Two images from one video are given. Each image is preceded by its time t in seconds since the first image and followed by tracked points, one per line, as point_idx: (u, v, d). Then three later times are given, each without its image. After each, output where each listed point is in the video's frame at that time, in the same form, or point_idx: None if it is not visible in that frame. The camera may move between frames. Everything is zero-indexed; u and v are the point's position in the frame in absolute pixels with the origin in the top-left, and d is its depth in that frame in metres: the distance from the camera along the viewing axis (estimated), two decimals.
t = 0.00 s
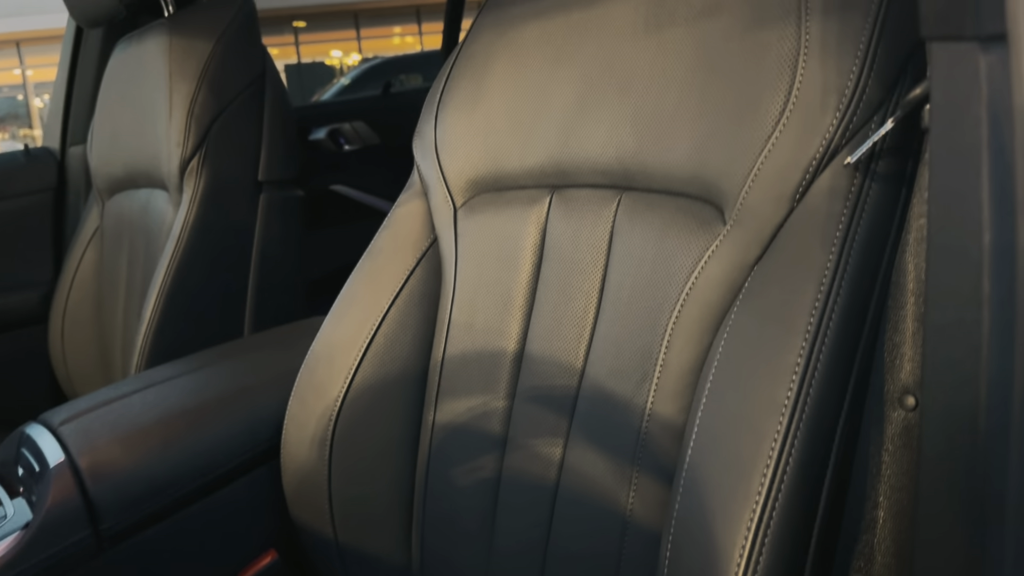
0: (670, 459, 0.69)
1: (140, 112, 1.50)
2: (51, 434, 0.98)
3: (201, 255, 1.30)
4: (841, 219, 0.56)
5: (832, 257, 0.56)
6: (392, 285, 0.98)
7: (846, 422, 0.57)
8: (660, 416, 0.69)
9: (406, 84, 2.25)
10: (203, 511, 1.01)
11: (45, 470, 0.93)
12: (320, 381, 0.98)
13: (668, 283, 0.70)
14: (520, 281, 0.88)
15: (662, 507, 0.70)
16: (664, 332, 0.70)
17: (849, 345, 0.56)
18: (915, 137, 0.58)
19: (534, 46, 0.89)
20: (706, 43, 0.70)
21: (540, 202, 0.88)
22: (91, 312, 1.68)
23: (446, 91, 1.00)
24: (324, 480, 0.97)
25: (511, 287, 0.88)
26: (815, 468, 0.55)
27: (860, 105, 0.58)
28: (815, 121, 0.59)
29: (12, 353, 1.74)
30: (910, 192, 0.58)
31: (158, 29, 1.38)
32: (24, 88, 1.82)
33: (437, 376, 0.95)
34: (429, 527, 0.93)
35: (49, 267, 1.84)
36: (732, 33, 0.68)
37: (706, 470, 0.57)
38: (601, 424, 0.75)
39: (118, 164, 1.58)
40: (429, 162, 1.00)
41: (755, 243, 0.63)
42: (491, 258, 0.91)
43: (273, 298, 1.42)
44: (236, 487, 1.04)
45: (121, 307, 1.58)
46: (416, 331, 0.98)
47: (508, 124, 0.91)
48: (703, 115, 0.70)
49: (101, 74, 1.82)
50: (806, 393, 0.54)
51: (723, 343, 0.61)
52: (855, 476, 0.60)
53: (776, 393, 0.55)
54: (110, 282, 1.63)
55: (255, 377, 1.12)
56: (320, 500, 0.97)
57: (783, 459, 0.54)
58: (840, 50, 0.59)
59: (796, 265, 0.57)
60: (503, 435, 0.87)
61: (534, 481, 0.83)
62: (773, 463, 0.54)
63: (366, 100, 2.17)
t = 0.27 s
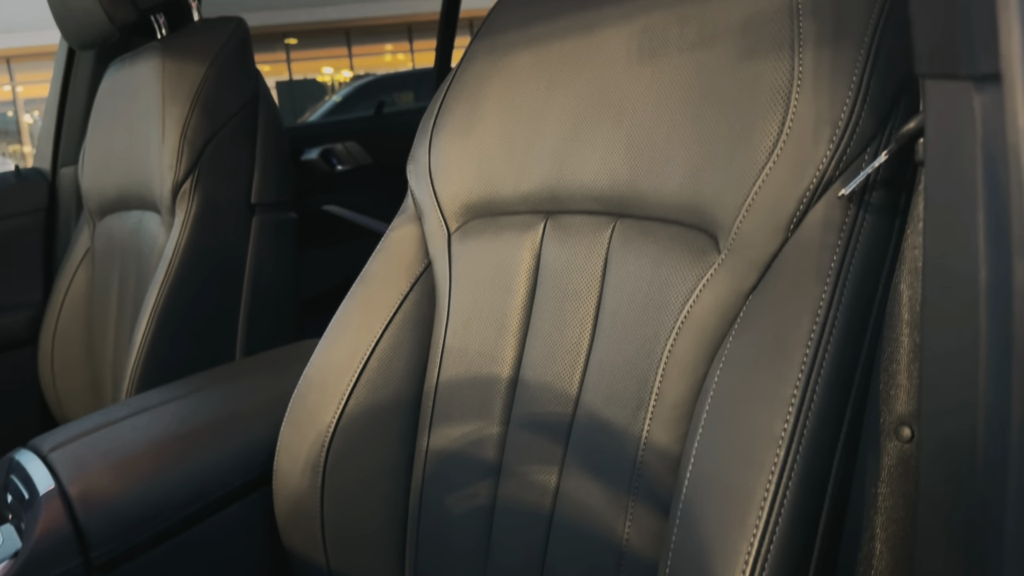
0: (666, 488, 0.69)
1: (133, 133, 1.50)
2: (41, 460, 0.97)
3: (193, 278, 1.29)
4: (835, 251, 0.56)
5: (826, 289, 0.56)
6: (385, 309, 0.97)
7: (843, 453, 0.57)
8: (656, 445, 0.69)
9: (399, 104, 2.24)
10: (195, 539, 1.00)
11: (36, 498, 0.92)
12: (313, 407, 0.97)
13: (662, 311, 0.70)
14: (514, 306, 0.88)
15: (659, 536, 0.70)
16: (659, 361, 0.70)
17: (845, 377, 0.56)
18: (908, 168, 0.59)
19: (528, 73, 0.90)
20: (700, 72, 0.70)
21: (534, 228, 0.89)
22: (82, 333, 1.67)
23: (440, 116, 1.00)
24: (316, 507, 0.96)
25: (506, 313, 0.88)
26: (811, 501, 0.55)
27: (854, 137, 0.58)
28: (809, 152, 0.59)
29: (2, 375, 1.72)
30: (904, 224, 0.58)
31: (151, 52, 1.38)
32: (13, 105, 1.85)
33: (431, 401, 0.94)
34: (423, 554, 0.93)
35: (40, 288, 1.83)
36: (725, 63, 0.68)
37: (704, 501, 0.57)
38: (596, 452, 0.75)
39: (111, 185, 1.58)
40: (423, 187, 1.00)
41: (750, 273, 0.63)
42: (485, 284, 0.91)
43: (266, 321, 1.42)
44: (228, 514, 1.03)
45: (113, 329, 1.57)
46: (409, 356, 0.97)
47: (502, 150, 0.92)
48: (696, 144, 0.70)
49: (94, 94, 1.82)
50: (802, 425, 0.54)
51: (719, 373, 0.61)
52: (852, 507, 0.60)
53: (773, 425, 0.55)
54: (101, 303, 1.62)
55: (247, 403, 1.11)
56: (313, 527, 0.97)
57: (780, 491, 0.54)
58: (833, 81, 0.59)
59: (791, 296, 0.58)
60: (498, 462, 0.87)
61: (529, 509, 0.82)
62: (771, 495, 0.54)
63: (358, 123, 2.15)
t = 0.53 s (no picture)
0: (663, 516, 0.68)
1: (126, 154, 1.49)
2: (32, 485, 0.96)
3: (186, 300, 1.29)
4: (831, 280, 0.57)
5: (824, 317, 0.56)
6: (380, 333, 0.96)
7: (841, 482, 0.57)
8: (653, 472, 0.69)
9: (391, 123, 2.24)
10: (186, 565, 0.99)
11: (26, 523, 0.90)
12: (307, 431, 0.96)
13: (658, 338, 0.70)
14: (510, 331, 0.88)
15: (656, 565, 0.69)
16: (656, 387, 0.70)
17: (843, 406, 0.56)
18: (904, 197, 0.59)
19: (524, 98, 0.90)
20: (696, 99, 0.71)
21: (530, 252, 0.89)
22: (73, 355, 1.66)
23: (436, 140, 1.00)
24: (310, 533, 0.95)
25: (501, 337, 0.88)
26: (810, 531, 0.55)
27: (850, 166, 0.58)
28: (805, 181, 0.60)
29: None
30: (900, 252, 0.58)
31: (146, 74, 1.38)
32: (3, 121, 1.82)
33: (426, 426, 0.94)
34: None
35: (31, 308, 1.82)
36: (722, 91, 0.68)
37: (703, 531, 0.57)
38: (593, 479, 0.75)
39: (104, 206, 1.57)
40: (419, 210, 1.00)
41: (746, 300, 0.63)
42: (480, 307, 0.91)
43: (259, 343, 1.42)
44: (220, 539, 1.02)
45: (105, 350, 1.56)
46: (404, 380, 0.97)
47: (498, 174, 0.92)
48: (692, 171, 0.70)
49: (87, 115, 1.81)
50: (801, 454, 0.54)
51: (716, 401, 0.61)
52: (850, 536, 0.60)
53: (771, 455, 0.55)
54: (93, 325, 1.61)
55: (241, 427, 1.10)
56: (306, 553, 0.96)
57: (779, 521, 0.54)
58: (828, 111, 0.59)
59: (788, 324, 0.58)
60: (493, 487, 0.86)
61: (525, 536, 0.82)
62: (770, 525, 0.54)
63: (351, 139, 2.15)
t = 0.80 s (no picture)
0: (662, 542, 0.68)
1: (121, 174, 1.49)
2: (24, 507, 0.95)
3: (181, 320, 1.28)
4: (829, 307, 0.57)
5: (822, 344, 0.56)
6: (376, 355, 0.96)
7: (841, 510, 0.57)
8: (651, 497, 0.69)
9: (386, 141, 2.21)
10: None
11: (17, 547, 0.89)
12: (302, 454, 0.96)
13: (656, 363, 0.71)
14: (507, 353, 0.87)
15: None
16: (653, 413, 0.70)
17: (842, 433, 0.56)
18: (901, 224, 0.59)
19: (520, 122, 0.91)
20: (693, 125, 0.71)
21: (527, 275, 0.89)
22: (65, 374, 1.65)
23: (433, 162, 1.01)
24: (305, 557, 0.95)
25: (498, 360, 0.88)
26: (809, 558, 0.55)
27: (847, 193, 0.59)
28: (802, 208, 0.60)
29: None
30: (898, 279, 0.59)
31: (141, 94, 1.38)
32: None
33: (422, 449, 0.94)
34: None
35: (23, 327, 1.81)
36: (719, 116, 0.68)
37: (703, 559, 0.57)
38: (591, 504, 0.74)
39: (98, 225, 1.57)
40: (415, 232, 1.00)
41: (744, 325, 0.64)
42: (477, 330, 0.91)
43: (253, 363, 1.41)
44: (214, 562, 1.02)
45: (98, 369, 1.55)
46: (400, 402, 0.96)
47: (494, 196, 0.92)
48: (689, 196, 0.70)
49: (82, 133, 1.81)
50: (800, 482, 0.55)
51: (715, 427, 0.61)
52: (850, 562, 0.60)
53: (771, 483, 0.55)
54: (87, 344, 1.60)
55: (235, 448, 1.10)
56: None
57: (779, 550, 0.54)
58: (825, 138, 0.60)
59: (787, 351, 0.58)
60: (489, 511, 0.86)
61: (522, 560, 0.82)
62: (770, 554, 0.54)
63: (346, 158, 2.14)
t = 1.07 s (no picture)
0: (660, 568, 0.68)
1: (116, 192, 1.49)
2: (15, 530, 0.94)
3: (176, 340, 1.28)
4: (827, 335, 0.57)
5: (820, 371, 0.56)
6: (371, 376, 0.96)
7: (839, 538, 0.57)
8: (649, 522, 0.69)
9: (380, 158, 2.21)
10: None
11: (9, 570, 0.88)
12: (296, 476, 0.95)
13: (653, 387, 0.70)
14: (503, 376, 0.87)
15: None
16: (651, 438, 0.70)
17: (840, 461, 0.56)
18: (898, 250, 0.59)
19: (517, 144, 0.91)
20: (690, 149, 0.71)
21: (523, 297, 0.89)
22: (58, 393, 1.64)
23: (429, 183, 1.01)
24: None
25: (494, 382, 0.88)
26: None
27: (843, 220, 0.59)
28: (799, 234, 0.60)
29: None
30: (895, 305, 0.59)
31: (137, 113, 1.38)
32: None
33: (418, 471, 0.93)
34: None
35: (17, 345, 1.80)
36: (716, 142, 0.69)
37: None
38: (589, 529, 0.75)
39: (92, 244, 1.56)
40: (411, 253, 1.00)
41: (741, 351, 0.64)
42: (473, 352, 0.91)
43: (247, 383, 1.41)
44: None
45: (92, 388, 1.54)
46: (395, 423, 0.96)
47: (491, 218, 0.92)
48: (686, 221, 0.71)
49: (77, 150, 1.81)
50: (799, 510, 0.54)
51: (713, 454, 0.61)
52: None
53: (770, 511, 0.55)
54: (81, 363, 1.59)
55: (230, 469, 1.09)
56: None
57: None
58: (821, 165, 0.60)
59: (785, 377, 0.58)
60: (486, 534, 0.86)
61: None
62: None
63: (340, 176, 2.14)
